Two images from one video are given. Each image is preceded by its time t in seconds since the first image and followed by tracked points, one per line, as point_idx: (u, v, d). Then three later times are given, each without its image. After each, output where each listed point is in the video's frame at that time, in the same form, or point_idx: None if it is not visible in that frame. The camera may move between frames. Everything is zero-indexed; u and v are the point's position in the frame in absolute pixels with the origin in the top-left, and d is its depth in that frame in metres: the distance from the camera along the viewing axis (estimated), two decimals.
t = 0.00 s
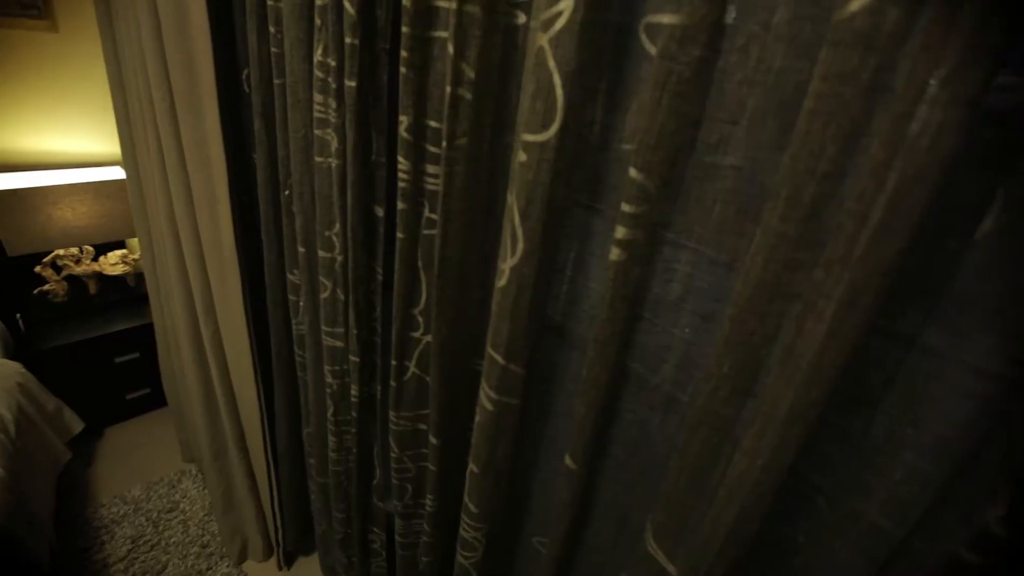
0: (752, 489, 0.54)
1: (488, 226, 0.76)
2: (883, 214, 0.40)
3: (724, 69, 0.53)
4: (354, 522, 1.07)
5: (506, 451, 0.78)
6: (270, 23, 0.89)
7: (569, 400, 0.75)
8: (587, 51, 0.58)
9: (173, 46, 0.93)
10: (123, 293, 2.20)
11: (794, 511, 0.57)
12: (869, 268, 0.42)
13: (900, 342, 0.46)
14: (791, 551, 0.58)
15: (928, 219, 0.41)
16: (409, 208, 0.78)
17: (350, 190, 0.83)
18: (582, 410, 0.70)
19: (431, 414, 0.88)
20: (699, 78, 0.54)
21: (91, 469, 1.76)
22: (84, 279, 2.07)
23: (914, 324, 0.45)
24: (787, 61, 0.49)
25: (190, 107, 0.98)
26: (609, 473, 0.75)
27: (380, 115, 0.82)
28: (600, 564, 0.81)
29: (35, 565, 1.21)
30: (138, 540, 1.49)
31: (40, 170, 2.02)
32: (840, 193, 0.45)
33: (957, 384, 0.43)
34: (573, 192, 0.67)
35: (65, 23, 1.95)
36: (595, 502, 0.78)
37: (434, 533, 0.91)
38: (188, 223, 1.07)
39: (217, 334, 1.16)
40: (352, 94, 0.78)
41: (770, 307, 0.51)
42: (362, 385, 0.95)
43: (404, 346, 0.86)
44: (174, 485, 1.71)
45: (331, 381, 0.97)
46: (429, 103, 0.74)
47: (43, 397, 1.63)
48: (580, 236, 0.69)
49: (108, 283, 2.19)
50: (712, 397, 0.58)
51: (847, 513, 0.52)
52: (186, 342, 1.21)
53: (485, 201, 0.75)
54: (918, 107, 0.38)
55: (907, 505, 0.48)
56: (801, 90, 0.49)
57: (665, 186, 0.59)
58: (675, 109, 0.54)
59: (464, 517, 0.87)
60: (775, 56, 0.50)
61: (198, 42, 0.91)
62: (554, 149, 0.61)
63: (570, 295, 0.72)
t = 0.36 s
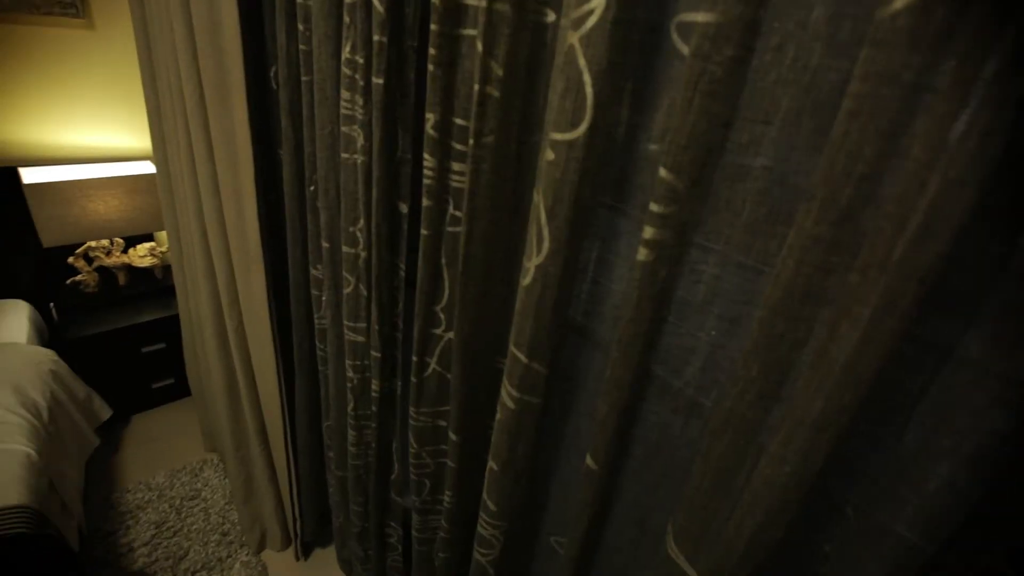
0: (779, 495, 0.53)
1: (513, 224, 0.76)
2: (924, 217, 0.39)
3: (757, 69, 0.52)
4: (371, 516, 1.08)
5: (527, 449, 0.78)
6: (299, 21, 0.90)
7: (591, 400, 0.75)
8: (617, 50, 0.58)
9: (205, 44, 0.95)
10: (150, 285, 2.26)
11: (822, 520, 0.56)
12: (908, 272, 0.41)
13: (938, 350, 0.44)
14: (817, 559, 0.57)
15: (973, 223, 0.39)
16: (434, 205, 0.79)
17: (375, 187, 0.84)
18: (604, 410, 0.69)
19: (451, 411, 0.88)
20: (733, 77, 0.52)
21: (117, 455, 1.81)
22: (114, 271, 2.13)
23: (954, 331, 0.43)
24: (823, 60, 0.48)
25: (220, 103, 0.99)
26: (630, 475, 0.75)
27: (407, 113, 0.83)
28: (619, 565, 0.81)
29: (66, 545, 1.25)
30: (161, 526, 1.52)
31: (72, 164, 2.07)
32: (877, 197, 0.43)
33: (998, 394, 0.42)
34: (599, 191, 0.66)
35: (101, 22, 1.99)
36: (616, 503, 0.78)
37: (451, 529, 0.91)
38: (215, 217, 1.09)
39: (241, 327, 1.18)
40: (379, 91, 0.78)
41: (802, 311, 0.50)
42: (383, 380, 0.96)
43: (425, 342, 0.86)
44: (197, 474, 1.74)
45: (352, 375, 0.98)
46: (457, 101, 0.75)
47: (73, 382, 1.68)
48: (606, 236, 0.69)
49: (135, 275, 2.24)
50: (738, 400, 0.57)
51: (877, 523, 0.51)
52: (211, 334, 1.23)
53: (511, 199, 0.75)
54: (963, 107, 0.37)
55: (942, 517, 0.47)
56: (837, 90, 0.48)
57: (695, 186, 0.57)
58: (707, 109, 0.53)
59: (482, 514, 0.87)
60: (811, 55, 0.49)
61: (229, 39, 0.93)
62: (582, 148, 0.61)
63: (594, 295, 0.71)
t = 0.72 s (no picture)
0: (810, 503, 0.52)
1: (541, 223, 0.76)
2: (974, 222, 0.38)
3: (797, 68, 0.51)
4: (390, 509, 1.09)
5: (549, 448, 0.78)
6: (330, 18, 0.91)
7: (615, 401, 0.75)
8: (651, 48, 0.57)
9: (238, 40, 0.96)
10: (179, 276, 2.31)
11: (853, 531, 0.54)
12: (955, 278, 0.40)
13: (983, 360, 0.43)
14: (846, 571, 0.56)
15: None
16: (461, 203, 0.79)
17: (403, 183, 0.84)
18: (628, 411, 0.69)
19: (473, 408, 0.89)
20: (771, 77, 0.51)
21: (144, 441, 1.86)
22: (145, 262, 2.20)
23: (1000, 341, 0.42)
24: (867, 60, 0.47)
25: (251, 99, 1.01)
26: (652, 477, 0.74)
27: (435, 110, 0.83)
28: (640, 568, 0.80)
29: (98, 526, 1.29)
30: (185, 512, 1.56)
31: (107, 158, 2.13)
32: (922, 200, 0.42)
33: None
34: (628, 190, 0.66)
35: (137, 19, 2.04)
36: (638, 505, 0.77)
37: (470, 525, 0.92)
38: (244, 211, 1.11)
39: (266, 319, 1.20)
40: (408, 88, 0.79)
41: (838, 316, 0.48)
42: (405, 376, 0.96)
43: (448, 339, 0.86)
44: (220, 462, 1.78)
45: (375, 369, 0.99)
46: (486, 99, 0.75)
47: (104, 369, 1.73)
48: (634, 236, 0.68)
49: (164, 266, 2.30)
50: (768, 406, 0.56)
51: (910, 537, 0.49)
52: (237, 326, 1.26)
53: (539, 197, 0.75)
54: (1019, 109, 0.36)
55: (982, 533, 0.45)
56: (880, 90, 0.47)
57: (729, 186, 0.56)
58: (743, 109, 0.52)
59: (502, 511, 0.88)
60: (853, 54, 0.47)
61: (262, 36, 0.95)
62: (613, 147, 0.61)
63: (622, 295, 0.71)
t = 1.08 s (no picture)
0: (844, 514, 0.50)
1: (571, 222, 0.76)
2: None
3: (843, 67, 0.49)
4: (411, 504, 1.10)
5: (575, 448, 0.78)
6: (365, 16, 0.92)
7: (643, 403, 0.74)
8: (690, 46, 0.57)
9: (274, 38, 0.98)
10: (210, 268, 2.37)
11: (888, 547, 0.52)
12: (1009, 286, 0.38)
13: None
14: None
15: None
16: (491, 200, 0.79)
17: (433, 179, 0.85)
18: (655, 413, 0.69)
19: (498, 405, 0.89)
20: (816, 76, 0.50)
21: (173, 427, 1.91)
22: (178, 253, 2.26)
23: None
24: (918, 58, 0.45)
25: (284, 94, 1.03)
26: (679, 481, 0.74)
27: (466, 108, 0.83)
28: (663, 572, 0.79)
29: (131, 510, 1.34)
30: (211, 498, 1.60)
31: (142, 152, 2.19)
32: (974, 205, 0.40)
33: None
34: (662, 191, 0.65)
35: (175, 17, 2.09)
36: (663, 508, 0.76)
37: (491, 522, 0.92)
38: (275, 206, 1.13)
39: (294, 311, 1.22)
40: (441, 85, 0.79)
41: (880, 323, 0.47)
42: (430, 371, 0.97)
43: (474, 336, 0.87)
44: (245, 450, 1.82)
45: (400, 364, 1.00)
46: (520, 96, 0.75)
47: (138, 357, 1.79)
48: (666, 237, 0.67)
49: (195, 258, 2.36)
50: (802, 413, 0.54)
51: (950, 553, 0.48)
52: (265, 318, 1.28)
53: (570, 196, 0.74)
54: None
55: None
56: (932, 90, 0.45)
57: (768, 187, 0.55)
58: (785, 109, 0.51)
59: (524, 509, 0.88)
60: (903, 53, 0.46)
61: (297, 34, 0.96)
62: (649, 147, 0.60)
63: (653, 296, 0.70)
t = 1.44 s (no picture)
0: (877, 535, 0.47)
1: (602, 221, 0.75)
2: None
3: (891, 66, 0.47)
4: (431, 499, 1.11)
5: (599, 449, 0.78)
6: (398, 13, 0.93)
7: (670, 407, 0.73)
8: (730, 45, 0.55)
9: (309, 34, 0.99)
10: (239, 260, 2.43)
11: None
12: None
13: None
14: None
15: None
16: (521, 198, 0.79)
17: (463, 176, 0.85)
18: (683, 417, 0.68)
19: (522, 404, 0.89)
20: (864, 76, 0.48)
21: (200, 415, 1.96)
22: (209, 245, 2.32)
23: None
24: (974, 58, 0.43)
25: (317, 90, 1.04)
26: (705, 487, 0.73)
27: (497, 106, 0.84)
28: None
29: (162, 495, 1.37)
30: (236, 485, 1.64)
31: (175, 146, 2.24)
32: None
33: None
34: (695, 192, 0.64)
35: (213, 15, 2.15)
36: (687, 513, 0.76)
37: (512, 520, 0.92)
38: (305, 202, 1.15)
39: (320, 304, 1.24)
40: (473, 82, 0.80)
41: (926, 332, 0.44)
42: (455, 367, 0.97)
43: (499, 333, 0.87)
44: (269, 440, 1.85)
45: (424, 360, 1.01)
46: (553, 94, 0.74)
47: (170, 346, 1.85)
48: (698, 239, 0.66)
49: (225, 250, 2.41)
50: (837, 424, 0.52)
51: None
52: (292, 311, 1.30)
53: (602, 196, 0.74)
54: None
55: None
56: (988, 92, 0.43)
57: (807, 191, 0.54)
58: (828, 110, 0.49)
59: (545, 509, 0.88)
60: (958, 53, 0.43)
61: (331, 30, 0.97)
62: (685, 147, 0.59)
63: (683, 299, 0.69)
